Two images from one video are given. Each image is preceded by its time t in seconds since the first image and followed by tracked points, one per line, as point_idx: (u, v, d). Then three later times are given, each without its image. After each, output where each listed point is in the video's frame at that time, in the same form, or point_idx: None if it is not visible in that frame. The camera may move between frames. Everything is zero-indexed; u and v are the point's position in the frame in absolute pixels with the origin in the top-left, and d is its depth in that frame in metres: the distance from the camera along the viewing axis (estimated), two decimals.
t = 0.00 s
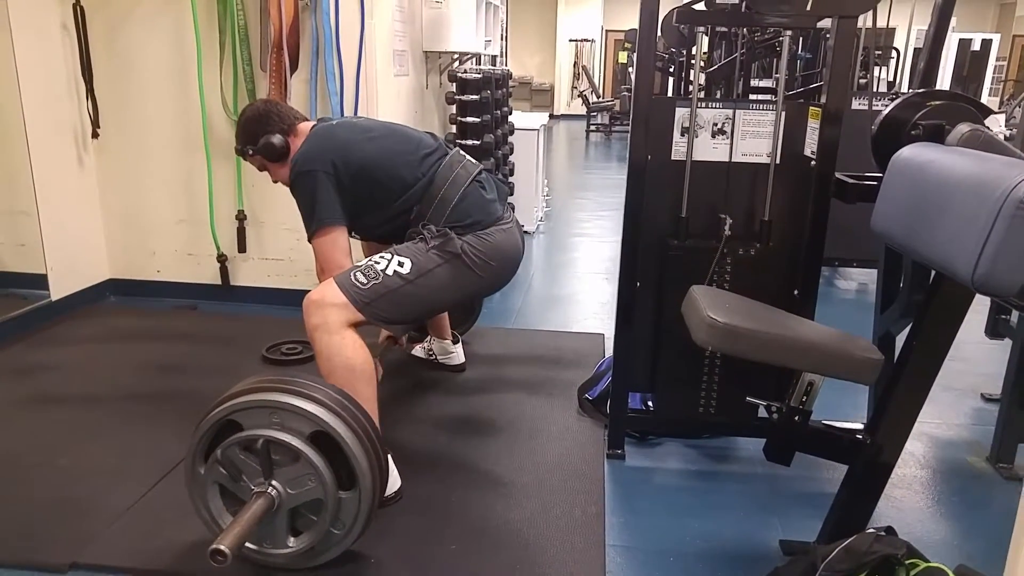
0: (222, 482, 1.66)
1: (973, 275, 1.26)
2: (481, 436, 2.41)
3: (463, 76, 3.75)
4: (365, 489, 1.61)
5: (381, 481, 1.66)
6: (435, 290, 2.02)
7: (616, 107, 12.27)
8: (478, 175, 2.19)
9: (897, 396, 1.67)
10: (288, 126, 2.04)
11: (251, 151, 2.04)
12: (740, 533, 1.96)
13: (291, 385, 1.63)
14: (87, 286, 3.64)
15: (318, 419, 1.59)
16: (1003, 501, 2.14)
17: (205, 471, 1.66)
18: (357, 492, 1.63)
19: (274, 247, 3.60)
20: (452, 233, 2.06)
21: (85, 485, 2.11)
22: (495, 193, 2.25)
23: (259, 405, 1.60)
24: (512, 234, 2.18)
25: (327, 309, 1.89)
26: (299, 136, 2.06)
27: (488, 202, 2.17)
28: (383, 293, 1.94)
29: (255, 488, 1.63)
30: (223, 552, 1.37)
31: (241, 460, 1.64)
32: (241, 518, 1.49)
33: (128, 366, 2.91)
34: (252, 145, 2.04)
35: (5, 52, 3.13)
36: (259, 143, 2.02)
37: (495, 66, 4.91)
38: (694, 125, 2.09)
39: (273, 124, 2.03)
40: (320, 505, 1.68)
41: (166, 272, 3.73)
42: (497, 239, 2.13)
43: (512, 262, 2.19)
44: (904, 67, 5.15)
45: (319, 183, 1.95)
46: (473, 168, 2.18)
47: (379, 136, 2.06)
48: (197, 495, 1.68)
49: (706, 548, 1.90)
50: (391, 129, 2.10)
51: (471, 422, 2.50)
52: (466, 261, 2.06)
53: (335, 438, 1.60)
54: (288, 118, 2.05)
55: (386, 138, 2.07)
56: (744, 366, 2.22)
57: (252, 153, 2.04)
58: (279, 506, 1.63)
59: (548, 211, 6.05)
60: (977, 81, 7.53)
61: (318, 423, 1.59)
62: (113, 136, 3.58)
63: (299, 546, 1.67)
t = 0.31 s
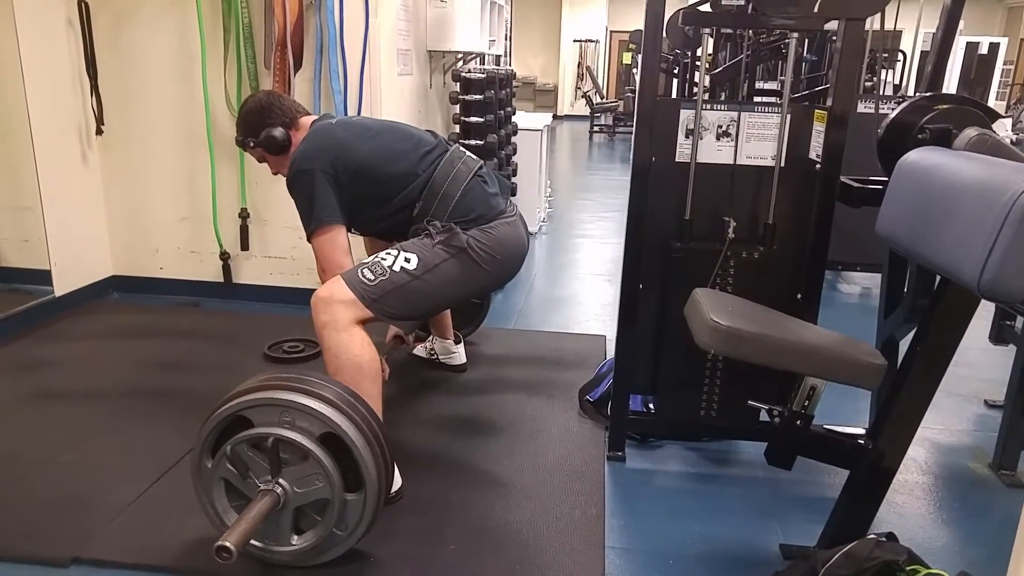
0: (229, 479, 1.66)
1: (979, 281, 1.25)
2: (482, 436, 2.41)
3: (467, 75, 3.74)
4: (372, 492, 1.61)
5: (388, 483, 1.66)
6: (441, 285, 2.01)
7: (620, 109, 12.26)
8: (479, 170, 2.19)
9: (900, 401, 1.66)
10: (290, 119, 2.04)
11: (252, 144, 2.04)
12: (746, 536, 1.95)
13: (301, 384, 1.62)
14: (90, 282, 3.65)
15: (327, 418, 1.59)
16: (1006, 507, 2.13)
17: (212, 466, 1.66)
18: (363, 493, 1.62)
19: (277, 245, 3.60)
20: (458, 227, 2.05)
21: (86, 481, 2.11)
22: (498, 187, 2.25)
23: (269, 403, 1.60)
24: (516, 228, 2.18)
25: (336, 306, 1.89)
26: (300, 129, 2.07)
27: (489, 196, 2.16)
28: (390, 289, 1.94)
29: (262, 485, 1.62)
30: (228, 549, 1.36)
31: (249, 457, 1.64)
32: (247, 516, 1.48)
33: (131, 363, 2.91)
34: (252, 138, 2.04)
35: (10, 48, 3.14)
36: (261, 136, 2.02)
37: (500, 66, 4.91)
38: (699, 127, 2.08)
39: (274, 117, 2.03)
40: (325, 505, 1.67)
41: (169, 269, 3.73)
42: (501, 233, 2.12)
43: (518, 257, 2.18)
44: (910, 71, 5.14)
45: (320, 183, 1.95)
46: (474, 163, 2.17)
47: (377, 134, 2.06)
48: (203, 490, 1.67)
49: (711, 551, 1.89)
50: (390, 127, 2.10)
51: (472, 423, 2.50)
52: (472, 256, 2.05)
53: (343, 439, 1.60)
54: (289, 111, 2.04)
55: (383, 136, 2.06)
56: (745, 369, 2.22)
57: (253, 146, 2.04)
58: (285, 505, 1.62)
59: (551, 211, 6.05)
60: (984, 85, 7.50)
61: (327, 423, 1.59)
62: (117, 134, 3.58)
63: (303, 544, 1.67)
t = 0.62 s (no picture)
0: (229, 479, 1.66)
1: (981, 284, 1.24)
2: (484, 436, 2.41)
3: (471, 74, 3.74)
4: (372, 490, 1.61)
5: (388, 482, 1.66)
6: (442, 284, 2.01)
7: (623, 108, 12.26)
8: (479, 168, 2.20)
9: (903, 403, 1.65)
10: (292, 115, 2.03)
11: (252, 139, 2.03)
12: (747, 537, 1.95)
13: (300, 383, 1.62)
14: (92, 280, 3.65)
15: (326, 418, 1.59)
16: (1009, 508, 2.12)
17: (211, 466, 1.66)
18: (363, 492, 1.62)
19: (279, 244, 3.60)
20: (458, 226, 2.06)
21: (88, 479, 2.11)
22: (498, 185, 2.26)
23: (268, 403, 1.60)
24: (517, 225, 2.18)
25: (336, 305, 1.89)
26: (303, 126, 2.06)
27: (490, 195, 2.17)
28: (390, 288, 1.94)
29: (262, 485, 1.62)
30: (227, 548, 1.36)
31: (248, 457, 1.64)
32: (247, 515, 1.48)
33: (133, 362, 2.91)
34: (253, 133, 2.03)
35: (12, 46, 3.14)
36: (262, 131, 2.01)
37: (503, 65, 4.90)
38: (702, 127, 2.07)
39: (276, 112, 2.02)
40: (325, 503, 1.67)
41: (171, 267, 3.74)
42: (502, 230, 2.12)
43: (519, 256, 2.18)
44: (915, 70, 5.13)
45: (328, 183, 1.94)
46: (474, 161, 2.18)
47: (382, 132, 2.05)
48: (203, 490, 1.67)
49: (711, 552, 1.89)
50: (392, 125, 2.09)
51: (474, 422, 2.50)
52: (473, 255, 2.05)
53: (342, 438, 1.60)
54: (291, 108, 2.03)
55: (388, 134, 2.06)
56: (748, 369, 2.22)
57: (253, 140, 2.03)
58: (285, 504, 1.62)
59: (554, 211, 6.05)
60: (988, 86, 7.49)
61: (326, 422, 1.59)
62: (120, 132, 3.58)
63: (304, 544, 1.67)
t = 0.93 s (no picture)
0: (228, 479, 1.67)
1: (982, 282, 1.25)
2: (485, 435, 2.41)
3: (472, 73, 3.74)
4: (371, 488, 1.61)
5: (387, 480, 1.66)
6: (441, 284, 2.02)
7: (624, 107, 12.26)
8: (472, 170, 2.20)
9: (904, 401, 1.66)
10: (289, 112, 2.03)
11: (247, 133, 2.04)
12: (747, 536, 1.96)
13: (299, 383, 1.63)
14: (93, 280, 3.66)
15: (325, 416, 1.59)
16: (1009, 506, 2.13)
17: (211, 466, 1.66)
18: (363, 491, 1.63)
19: (281, 243, 3.60)
20: (455, 226, 2.06)
21: (89, 479, 2.11)
22: (492, 186, 2.26)
23: (267, 402, 1.60)
24: (513, 225, 2.19)
25: (332, 305, 1.89)
26: (299, 123, 2.06)
27: (485, 195, 2.18)
28: (389, 288, 1.94)
29: (261, 485, 1.63)
30: (227, 548, 1.37)
31: (247, 457, 1.64)
32: (247, 514, 1.49)
33: (135, 361, 2.91)
34: (249, 127, 2.04)
35: (13, 44, 3.15)
36: (257, 125, 2.01)
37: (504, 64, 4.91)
38: (703, 126, 2.08)
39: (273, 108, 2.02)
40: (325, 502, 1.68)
41: (173, 267, 3.74)
42: (499, 230, 2.12)
43: (518, 255, 2.18)
44: (917, 69, 5.13)
45: (338, 179, 1.94)
46: (466, 164, 2.19)
47: (382, 132, 2.07)
48: (202, 491, 1.68)
49: (711, 551, 1.89)
50: (388, 127, 2.13)
51: (475, 421, 2.50)
52: (472, 255, 2.06)
53: (342, 436, 1.60)
54: (288, 104, 2.03)
55: (388, 134, 2.08)
56: (748, 368, 2.22)
57: (248, 134, 2.04)
58: (285, 503, 1.63)
59: (555, 210, 6.05)
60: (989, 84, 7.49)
61: (325, 421, 1.60)
62: (120, 131, 3.59)
63: (304, 543, 1.67)
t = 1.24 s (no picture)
0: (228, 478, 1.66)
1: (985, 278, 1.24)
2: (486, 434, 2.41)
3: (472, 71, 3.73)
4: (371, 487, 1.61)
5: (388, 478, 1.66)
6: (441, 286, 2.01)
7: (625, 105, 12.25)
8: (474, 173, 2.19)
9: (907, 399, 1.65)
10: (295, 106, 2.03)
11: (251, 123, 2.03)
12: (749, 534, 1.95)
13: (299, 381, 1.62)
14: (94, 279, 3.65)
15: (325, 415, 1.59)
16: (1012, 505, 2.12)
17: (211, 466, 1.66)
18: (363, 489, 1.62)
19: (281, 242, 3.60)
20: (457, 229, 2.06)
21: (91, 478, 2.11)
22: (494, 189, 2.24)
23: (267, 401, 1.60)
24: (514, 228, 2.17)
25: (332, 304, 1.89)
26: (303, 117, 2.06)
27: (486, 199, 2.16)
28: (389, 289, 1.94)
29: (261, 484, 1.62)
30: (227, 547, 1.36)
31: (247, 456, 1.64)
32: (247, 513, 1.48)
33: (135, 360, 2.91)
34: (252, 118, 2.02)
35: (13, 44, 3.14)
36: (262, 117, 2.00)
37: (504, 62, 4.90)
38: (704, 124, 2.07)
39: (278, 101, 2.01)
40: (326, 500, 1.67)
41: (173, 266, 3.74)
42: (500, 234, 2.11)
43: (517, 259, 2.17)
44: (918, 66, 5.12)
45: (331, 180, 1.94)
46: (468, 167, 2.18)
47: (381, 133, 2.07)
48: (202, 490, 1.67)
49: (713, 550, 1.88)
50: (389, 129, 2.12)
51: (476, 420, 2.50)
52: (472, 258, 2.05)
53: (341, 434, 1.60)
54: (294, 99, 2.03)
55: (387, 136, 2.08)
56: (750, 366, 2.21)
57: (251, 125, 2.03)
58: (285, 502, 1.62)
59: (556, 208, 6.04)
60: (990, 81, 7.48)
61: (324, 419, 1.59)
62: (121, 130, 3.58)
63: (305, 542, 1.67)
